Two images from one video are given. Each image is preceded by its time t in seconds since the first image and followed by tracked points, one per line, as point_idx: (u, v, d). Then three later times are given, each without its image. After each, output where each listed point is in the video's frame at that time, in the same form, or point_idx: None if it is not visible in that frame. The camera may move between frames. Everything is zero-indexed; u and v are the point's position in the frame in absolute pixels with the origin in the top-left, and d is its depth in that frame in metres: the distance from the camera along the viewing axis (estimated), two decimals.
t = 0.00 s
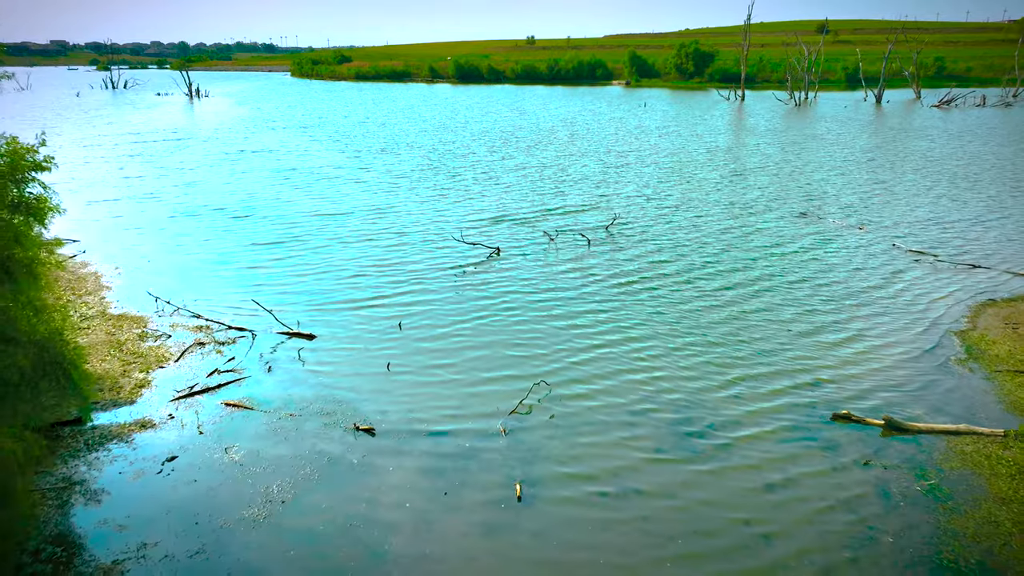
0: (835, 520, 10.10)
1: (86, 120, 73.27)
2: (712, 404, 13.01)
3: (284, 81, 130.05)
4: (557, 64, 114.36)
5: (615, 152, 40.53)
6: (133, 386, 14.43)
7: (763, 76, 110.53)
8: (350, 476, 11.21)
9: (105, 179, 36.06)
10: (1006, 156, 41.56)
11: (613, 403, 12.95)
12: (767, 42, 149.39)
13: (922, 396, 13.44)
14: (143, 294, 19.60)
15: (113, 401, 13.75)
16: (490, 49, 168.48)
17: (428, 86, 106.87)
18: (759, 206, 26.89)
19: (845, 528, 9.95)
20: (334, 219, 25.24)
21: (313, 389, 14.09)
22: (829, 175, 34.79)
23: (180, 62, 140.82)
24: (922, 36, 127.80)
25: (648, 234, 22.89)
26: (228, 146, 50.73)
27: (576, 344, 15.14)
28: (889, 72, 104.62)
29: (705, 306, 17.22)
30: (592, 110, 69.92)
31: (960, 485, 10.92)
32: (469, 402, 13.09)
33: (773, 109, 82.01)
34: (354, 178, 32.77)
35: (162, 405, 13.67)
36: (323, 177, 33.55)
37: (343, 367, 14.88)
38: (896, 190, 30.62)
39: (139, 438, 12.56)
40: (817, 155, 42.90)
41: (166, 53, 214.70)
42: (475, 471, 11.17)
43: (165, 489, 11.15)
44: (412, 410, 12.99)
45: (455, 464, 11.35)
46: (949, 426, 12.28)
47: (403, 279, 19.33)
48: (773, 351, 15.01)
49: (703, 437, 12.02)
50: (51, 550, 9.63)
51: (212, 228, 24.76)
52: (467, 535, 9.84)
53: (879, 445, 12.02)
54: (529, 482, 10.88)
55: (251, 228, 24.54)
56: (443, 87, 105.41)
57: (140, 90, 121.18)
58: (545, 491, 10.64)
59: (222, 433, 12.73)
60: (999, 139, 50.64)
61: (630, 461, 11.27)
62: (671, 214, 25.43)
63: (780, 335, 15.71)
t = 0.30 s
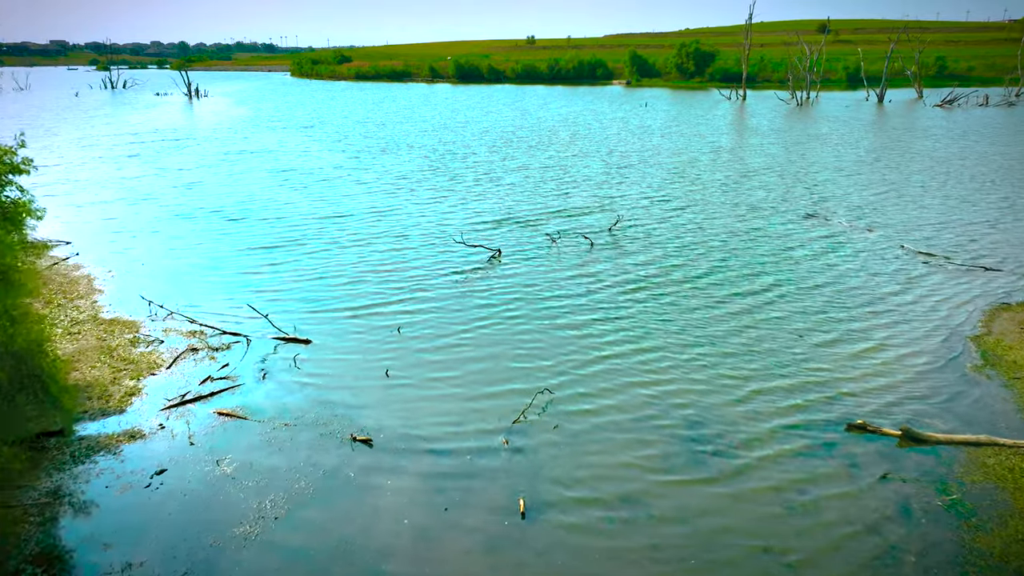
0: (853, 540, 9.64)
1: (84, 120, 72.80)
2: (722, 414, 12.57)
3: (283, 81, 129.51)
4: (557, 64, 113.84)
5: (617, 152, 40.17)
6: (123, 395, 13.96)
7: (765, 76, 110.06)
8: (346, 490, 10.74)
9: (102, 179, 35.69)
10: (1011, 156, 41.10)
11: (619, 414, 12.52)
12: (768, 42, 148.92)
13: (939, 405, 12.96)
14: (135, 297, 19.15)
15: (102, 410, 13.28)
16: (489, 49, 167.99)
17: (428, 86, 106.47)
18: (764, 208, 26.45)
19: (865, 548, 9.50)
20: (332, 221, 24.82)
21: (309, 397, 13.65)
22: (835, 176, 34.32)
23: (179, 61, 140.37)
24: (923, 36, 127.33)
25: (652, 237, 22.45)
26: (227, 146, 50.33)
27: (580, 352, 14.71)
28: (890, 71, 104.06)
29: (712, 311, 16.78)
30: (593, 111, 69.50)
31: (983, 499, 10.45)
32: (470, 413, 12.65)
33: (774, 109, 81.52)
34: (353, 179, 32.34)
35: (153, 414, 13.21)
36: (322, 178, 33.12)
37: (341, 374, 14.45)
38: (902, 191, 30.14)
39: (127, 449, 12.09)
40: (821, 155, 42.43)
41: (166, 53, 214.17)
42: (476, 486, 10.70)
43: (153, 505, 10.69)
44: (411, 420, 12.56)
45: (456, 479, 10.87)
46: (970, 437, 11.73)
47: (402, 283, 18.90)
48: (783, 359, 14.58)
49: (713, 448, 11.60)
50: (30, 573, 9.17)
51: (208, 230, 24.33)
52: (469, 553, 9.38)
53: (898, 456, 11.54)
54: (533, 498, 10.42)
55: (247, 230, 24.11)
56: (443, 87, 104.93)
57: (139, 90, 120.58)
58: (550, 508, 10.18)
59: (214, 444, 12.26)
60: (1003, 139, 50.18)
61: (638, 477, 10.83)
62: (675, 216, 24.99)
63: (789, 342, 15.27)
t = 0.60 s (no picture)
0: (873, 561, 9.16)
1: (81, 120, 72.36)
2: (732, 425, 12.08)
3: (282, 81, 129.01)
4: (557, 64, 113.35)
5: (619, 153, 39.76)
6: (111, 404, 13.47)
7: (766, 75, 109.53)
8: (341, 507, 10.26)
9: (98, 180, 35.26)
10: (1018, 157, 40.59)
11: (625, 426, 12.04)
12: (769, 41, 148.36)
13: (958, 414, 12.47)
14: (127, 302, 18.70)
15: (89, 421, 12.81)
16: (489, 49, 167.46)
17: (428, 86, 106.04)
18: (770, 209, 26.01)
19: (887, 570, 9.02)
20: (330, 223, 24.35)
21: (304, 407, 13.17)
22: (840, 176, 33.80)
23: (179, 61, 139.99)
24: (925, 36, 126.79)
25: (656, 239, 21.97)
26: (226, 146, 49.92)
27: (584, 359, 14.25)
28: (892, 70, 103.46)
29: (719, 316, 16.29)
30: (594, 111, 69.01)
31: (1009, 516, 9.96)
32: (471, 424, 12.17)
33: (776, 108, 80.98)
34: (351, 181, 31.86)
35: (142, 425, 12.74)
36: (320, 179, 32.65)
37: (337, 382, 13.97)
38: (909, 191, 29.62)
39: (113, 461, 11.61)
40: (825, 156, 41.90)
41: (166, 53, 213.59)
42: (478, 502, 10.23)
43: (139, 521, 10.20)
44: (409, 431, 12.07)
45: (456, 494, 10.39)
46: (991, 449, 11.28)
47: (400, 288, 18.43)
48: (794, 366, 14.09)
49: (724, 462, 11.12)
50: None
51: (203, 233, 23.88)
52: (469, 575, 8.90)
53: (917, 470, 11.07)
54: (537, 515, 9.93)
55: (243, 233, 23.67)
56: (443, 87, 104.44)
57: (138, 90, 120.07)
58: (555, 526, 9.71)
59: (205, 456, 11.79)
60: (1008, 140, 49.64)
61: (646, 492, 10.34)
62: (679, 219, 24.49)
63: (800, 349, 14.79)
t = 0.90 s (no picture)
0: None
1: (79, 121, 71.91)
2: (742, 435, 11.62)
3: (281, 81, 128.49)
4: (557, 64, 112.91)
5: (621, 153, 39.39)
6: (97, 414, 12.96)
7: (766, 75, 109.09)
8: (334, 524, 9.79)
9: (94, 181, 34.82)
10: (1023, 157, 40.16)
11: (631, 436, 11.58)
12: (769, 41, 147.90)
13: (976, 424, 12.00)
14: (118, 305, 18.24)
15: (74, 432, 12.30)
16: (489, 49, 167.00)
17: (428, 86, 105.57)
18: (774, 211, 25.58)
19: None
20: (327, 226, 23.87)
21: (299, 416, 12.73)
22: (845, 177, 33.32)
23: (178, 61, 139.55)
24: (926, 36, 126.34)
25: (659, 242, 21.50)
26: (224, 146, 49.52)
27: (587, 366, 13.79)
28: (894, 70, 102.90)
29: (726, 321, 15.81)
30: (594, 111, 68.50)
31: None
32: (471, 435, 11.72)
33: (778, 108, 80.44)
34: (350, 182, 31.37)
35: (129, 436, 12.26)
36: (319, 181, 32.19)
37: (332, 389, 13.55)
38: (915, 193, 29.14)
39: (98, 474, 11.12)
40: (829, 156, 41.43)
41: (165, 53, 213.09)
42: (477, 519, 9.76)
43: (122, 541, 9.70)
44: (407, 442, 11.62)
45: (455, 511, 9.92)
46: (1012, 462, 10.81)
47: (398, 292, 17.94)
48: (805, 372, 13.63)
49: (734, 476, 10.65)
50: None
51: (198, 235, 23.40)
52: None
53: (936, 483, 10.60)
54: (540, 534, 9.46)
55: (239, 235, 23.19)
56: (443, 87, 104.02)
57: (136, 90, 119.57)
58: (558, 545, 9.23)
59: (193, 469, 11.29)
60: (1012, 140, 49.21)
61: (654, 509, 9.87)
62: (682, 220, 24.03)
63: (810, 355, 14.33)
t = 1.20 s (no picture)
0: None
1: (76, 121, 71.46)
2: (753, 450, 11.17)
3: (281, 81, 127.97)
4: (557, 63, 112.46)
5: (623, 154, 38.96)
6: (82, 426, 12.45)
7: (767, 75, 108.60)
8: (328, 545, 9.31)
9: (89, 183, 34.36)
10: None
11: (637, 452, 11.14)
12: (771, 40, 147.47)
13: (998, 437, 11.52)
14: (108, 310, 17.76)
15: (56, 446, 11.79)
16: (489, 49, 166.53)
17: (428, 86, 105.15)
18: (779, 213, 25.15)
19: None
20: (325, 229, 23.38)
21: (292, 427, 12.25)
22: (850, 178, 32.85)
23: (177, 61, 139.21)
24: (928, 35, 125.88)
25: (663, 245, 21.03)
26: (222, 147, 49.10)
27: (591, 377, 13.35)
28: (896, 69, 102.39)
29: (733, 329, 15.35)
30: (595, 111, 68.04)
31: None
32: (472, 450, 11.26)
33: (779, 108, 79.95)
34: (348, 184, 30.88)
35: (115, 448, 11.78)
36: (317, 182, 31.70)
37: (328, 399, 13.10)
38: (922, 194, 28.66)
39: (80, 489, 10.63)
40: (833, 157, 41.01)
41: (165, 53, 212.60)
42: (478, 542, 9.29)
43: (104, 563, 9.17)
44: (404, 457, 11.17)
45: (455, 532, 9.45)
46: None
47: (396, 298, 17.47)
48: (816, 383, 13.18)
49: (746, 495, 10.19)
50: None
51: (193, 238, 22.93)
52: None
53: (959, 501, 10.12)
54: (543, 557, 9.01)
55: (235, 238, 22.71)
56: (443, 87, 103.59)
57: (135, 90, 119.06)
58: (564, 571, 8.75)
59: (180, 485, 10.77)
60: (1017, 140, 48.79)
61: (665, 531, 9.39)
62: (686, 223, 23.58)
63: (821, 365, 13.88)
